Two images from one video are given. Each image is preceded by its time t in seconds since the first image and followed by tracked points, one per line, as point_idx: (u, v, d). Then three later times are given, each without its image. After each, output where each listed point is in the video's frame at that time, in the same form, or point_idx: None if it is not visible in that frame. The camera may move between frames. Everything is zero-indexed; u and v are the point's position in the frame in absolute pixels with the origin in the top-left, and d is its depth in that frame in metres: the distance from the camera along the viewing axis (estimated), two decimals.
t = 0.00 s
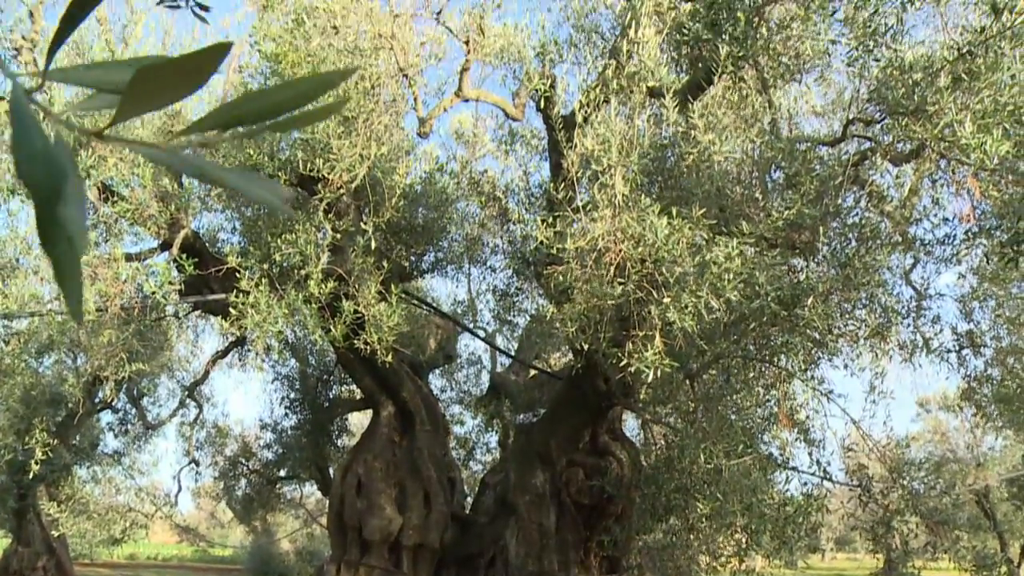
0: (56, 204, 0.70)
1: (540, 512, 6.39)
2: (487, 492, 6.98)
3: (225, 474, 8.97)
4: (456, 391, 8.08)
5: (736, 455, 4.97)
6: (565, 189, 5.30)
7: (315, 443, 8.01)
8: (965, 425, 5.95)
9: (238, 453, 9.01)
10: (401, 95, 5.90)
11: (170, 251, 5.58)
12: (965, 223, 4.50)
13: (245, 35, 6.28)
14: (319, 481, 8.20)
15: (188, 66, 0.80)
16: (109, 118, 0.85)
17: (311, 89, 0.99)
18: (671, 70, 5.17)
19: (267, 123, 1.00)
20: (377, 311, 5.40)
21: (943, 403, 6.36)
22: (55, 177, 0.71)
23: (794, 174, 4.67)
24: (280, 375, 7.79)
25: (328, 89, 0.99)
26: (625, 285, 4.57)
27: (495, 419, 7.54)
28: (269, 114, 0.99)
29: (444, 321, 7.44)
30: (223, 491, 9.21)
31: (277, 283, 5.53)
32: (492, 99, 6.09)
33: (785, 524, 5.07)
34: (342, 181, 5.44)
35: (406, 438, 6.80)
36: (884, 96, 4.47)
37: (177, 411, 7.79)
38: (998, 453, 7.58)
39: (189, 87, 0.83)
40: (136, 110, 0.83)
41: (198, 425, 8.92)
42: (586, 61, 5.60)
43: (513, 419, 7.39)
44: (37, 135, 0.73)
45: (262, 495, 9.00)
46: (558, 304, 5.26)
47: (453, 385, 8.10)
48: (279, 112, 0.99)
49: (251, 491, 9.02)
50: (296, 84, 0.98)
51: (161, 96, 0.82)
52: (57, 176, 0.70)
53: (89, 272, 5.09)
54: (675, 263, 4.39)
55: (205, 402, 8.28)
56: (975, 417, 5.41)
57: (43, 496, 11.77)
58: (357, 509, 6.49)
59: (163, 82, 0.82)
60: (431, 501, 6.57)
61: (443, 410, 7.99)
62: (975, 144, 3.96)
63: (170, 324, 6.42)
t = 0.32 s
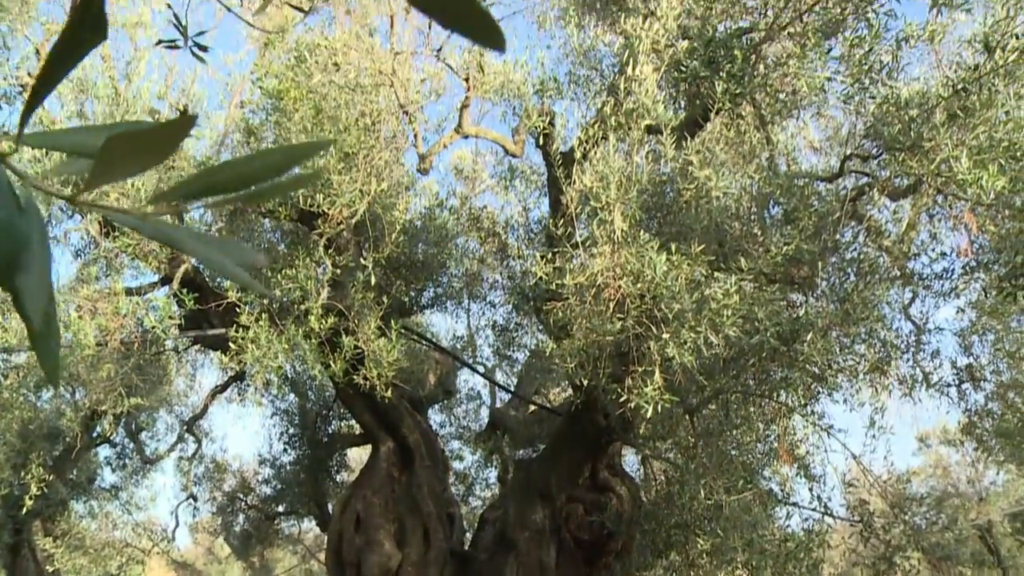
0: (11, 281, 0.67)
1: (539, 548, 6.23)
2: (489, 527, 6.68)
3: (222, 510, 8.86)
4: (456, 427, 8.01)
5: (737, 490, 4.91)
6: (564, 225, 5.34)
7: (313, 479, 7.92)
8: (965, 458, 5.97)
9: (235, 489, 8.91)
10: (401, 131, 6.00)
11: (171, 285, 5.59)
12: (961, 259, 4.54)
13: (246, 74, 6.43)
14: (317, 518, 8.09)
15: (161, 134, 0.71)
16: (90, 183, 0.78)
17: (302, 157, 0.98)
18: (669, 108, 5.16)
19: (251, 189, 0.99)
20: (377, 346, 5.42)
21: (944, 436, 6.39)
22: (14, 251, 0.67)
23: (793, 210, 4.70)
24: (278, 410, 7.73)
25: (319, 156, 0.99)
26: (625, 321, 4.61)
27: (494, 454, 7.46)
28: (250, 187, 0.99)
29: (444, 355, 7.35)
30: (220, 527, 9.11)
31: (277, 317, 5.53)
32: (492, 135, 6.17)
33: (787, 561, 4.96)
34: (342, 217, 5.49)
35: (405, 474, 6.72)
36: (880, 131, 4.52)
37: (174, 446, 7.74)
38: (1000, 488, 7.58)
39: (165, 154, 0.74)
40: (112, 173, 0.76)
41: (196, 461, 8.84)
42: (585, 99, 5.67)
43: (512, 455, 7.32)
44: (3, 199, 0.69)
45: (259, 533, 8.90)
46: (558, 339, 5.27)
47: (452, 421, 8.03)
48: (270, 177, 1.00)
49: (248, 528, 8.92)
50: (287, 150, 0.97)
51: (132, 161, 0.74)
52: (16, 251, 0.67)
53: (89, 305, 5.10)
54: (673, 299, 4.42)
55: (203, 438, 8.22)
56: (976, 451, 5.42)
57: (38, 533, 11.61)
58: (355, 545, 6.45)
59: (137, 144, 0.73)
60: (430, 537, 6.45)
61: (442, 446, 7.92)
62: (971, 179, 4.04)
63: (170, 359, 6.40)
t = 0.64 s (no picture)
0: (78, 303, 0.74)
1: None
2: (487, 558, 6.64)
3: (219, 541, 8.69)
4: (455, 457, 7.98)
5: (737, 520, 4.89)
6: (564, 255, 5.37)
7: (311, 509, 7.87)
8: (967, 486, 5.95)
9: (234, 519, 8.83)
10: (401, 163, 6.05)
11: (171, 315, 5.60)
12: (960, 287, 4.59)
13: (246, 106, 6.50)
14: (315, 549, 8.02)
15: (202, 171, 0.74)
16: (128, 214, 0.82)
17: (324, 186, 1.01)
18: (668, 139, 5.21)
19: (278, 212, 1.03)
20: (377, 376, 5.42)
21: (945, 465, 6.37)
22: (77, 276, 0.74)
23: (792, 240, 4.71)
24: (276, 441, 7.70)
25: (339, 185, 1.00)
26: (624, 352, 4.63)
27: (494, 484, 7.43)
28: (277, 210, 1.02)
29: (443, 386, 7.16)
30: (217, 559, 9.02)
31: (277, 347, 5.54)
32: (492, 166, 6.23)
33: None
34: (342, 248, 5.51)
35: (404, 504, 6.69)
36: (878, 162, 4.55)
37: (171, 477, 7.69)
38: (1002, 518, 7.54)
39: (201, 189, 0.78)
40: (152, 205, 0.79)
41: (194, 491, 8.79)
42: (583, 131, 5.71)
43: (512, 486, 7.29)
44: (56, 232, 0.75)
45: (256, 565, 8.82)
46: (558, 369, 5.27)
47: (452, 451, 8.00)
48: (293, 203, 1.02)
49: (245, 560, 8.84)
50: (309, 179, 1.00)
51: (171, 195, 0.77)
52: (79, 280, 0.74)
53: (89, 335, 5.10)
54: (672, 331, 4.43)
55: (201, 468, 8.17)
56: (978, 480, 5.40)
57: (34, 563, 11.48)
58: None
59: (174, 179, 0.77)
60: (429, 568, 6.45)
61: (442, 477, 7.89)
62: (969, 209, 4.09)
63: (168, 389, 6.40)
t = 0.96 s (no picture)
0: (79, 333, 0.76)
1: None
2: None
3: None
4: (454, 492, 7.93)
5: (738, 555, 4.83)
6: (563, 290, 5.38)
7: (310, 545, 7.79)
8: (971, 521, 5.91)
9: (231, 555, 8.75)
10: (401, 198, 6.09)
11: (171, 348, 5.60)
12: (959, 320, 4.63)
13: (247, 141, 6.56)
14: None
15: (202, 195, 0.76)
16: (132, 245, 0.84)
17: (331, 217, 1.01)
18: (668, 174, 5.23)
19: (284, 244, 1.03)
20: (376, 411, 5.41)
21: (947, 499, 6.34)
22: (79, 304, 0.76)
23: (790, 274, 4.72)
24: (274, 476, 7.66)
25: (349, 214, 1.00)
26: (624, 387, 4.66)
27: (494, 520, 7.37)
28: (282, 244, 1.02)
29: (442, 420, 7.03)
30: None
31: (277, 381, 5.53)
32: (492, 201, 6.27)
33: None
34: (341, 282, 5.54)
35: (403, 539, 6.66)
36: (875, 197, 4.60)
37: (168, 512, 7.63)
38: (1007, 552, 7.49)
39: (206, 215, 0.79)
40: (157, 234, 0.81)
41: (191, 526, 8.71)
42: (582, 165, 5.77)
43: (512, 521, 7.24)
44: (63, 260, 0.78)
45: None
46: (558, 403, 5.27)
47: (451, 486, 7.95)
48: (303, 234, 1.02)
49: None
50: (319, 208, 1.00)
51: (181, 222, 0.79)
52: (81, 300, 0.76)
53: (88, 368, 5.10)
54: (672, 365, 4.43)
55: (198, 503, 8.11)
56: (980, 514, 5.37)
57: None
58: None
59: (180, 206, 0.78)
60: None
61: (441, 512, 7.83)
62: (967, 243, 4.13)
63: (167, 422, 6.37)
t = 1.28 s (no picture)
0: (80, 366, 0.71)
1: None
2: None
3: None
4: (453, 524, 7.87)
5: None
6: (563, 321, 5.40)
7: None
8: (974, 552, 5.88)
9: None
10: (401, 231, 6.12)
11: (170, 380, 5.60)
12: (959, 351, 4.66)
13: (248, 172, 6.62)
14: None
15: (207, 228, 0.72)
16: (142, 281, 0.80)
17: (339, 247, 0.97)
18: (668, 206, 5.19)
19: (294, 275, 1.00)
20: (376, 443, 5.40)
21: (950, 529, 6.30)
22: (82, 336, 0.71)
23: (790, 304, 4.70)
24: (272, 508, 7.61)
25: (354, 249, 0.98)
26: (624, 419, 4.66)
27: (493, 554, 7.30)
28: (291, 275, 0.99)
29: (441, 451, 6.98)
30: None
31: (276, 413, 5.52)
32: (492, 234, 6.30)
33: None
34: (342, 312, 5.55)
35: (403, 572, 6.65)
36: (874, 228, 4.64)
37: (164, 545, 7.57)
38: None
39: (210, 249, 0.75)
40: (163, 268, 0.76)
41: (188, 559, 8.63)
42: (581, 198, 5.82)
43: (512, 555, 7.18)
44: (65, 289, 0.73)
45: None
46: (557, 435, 5.26)
47: (450, 518, 7.89)
48: (308, 264, 0.99)
49: None
50: (325, 243, 0.97)
51: (186, 256, 0.75)
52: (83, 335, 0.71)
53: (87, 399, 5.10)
54: (672, 397, 4.42)
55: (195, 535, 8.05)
56: (984, 546, 5.34)
57: None
58: None
59: (185, 240, 0.74)
60: None
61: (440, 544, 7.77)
62: (965, 274, 4.16)
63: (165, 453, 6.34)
